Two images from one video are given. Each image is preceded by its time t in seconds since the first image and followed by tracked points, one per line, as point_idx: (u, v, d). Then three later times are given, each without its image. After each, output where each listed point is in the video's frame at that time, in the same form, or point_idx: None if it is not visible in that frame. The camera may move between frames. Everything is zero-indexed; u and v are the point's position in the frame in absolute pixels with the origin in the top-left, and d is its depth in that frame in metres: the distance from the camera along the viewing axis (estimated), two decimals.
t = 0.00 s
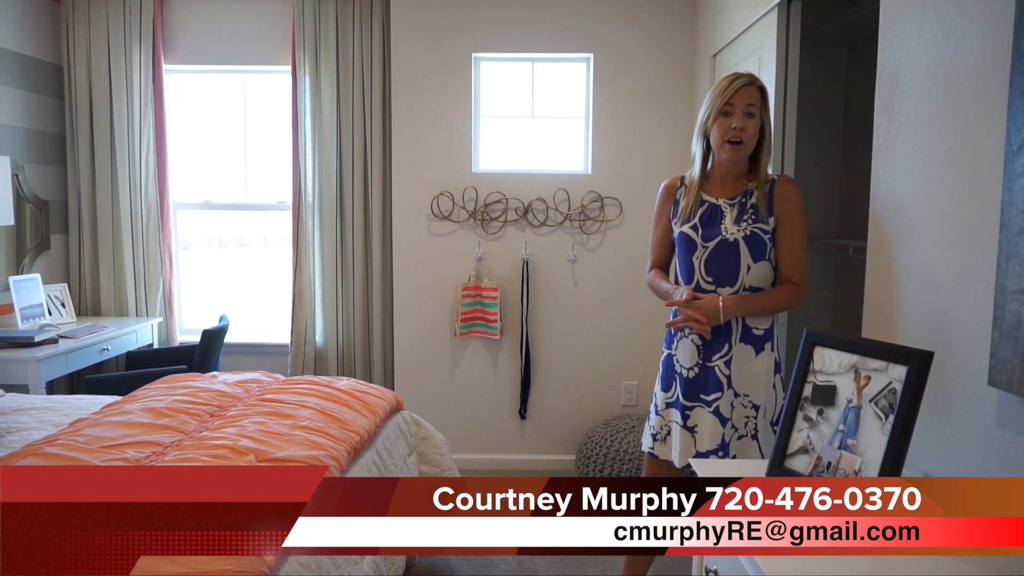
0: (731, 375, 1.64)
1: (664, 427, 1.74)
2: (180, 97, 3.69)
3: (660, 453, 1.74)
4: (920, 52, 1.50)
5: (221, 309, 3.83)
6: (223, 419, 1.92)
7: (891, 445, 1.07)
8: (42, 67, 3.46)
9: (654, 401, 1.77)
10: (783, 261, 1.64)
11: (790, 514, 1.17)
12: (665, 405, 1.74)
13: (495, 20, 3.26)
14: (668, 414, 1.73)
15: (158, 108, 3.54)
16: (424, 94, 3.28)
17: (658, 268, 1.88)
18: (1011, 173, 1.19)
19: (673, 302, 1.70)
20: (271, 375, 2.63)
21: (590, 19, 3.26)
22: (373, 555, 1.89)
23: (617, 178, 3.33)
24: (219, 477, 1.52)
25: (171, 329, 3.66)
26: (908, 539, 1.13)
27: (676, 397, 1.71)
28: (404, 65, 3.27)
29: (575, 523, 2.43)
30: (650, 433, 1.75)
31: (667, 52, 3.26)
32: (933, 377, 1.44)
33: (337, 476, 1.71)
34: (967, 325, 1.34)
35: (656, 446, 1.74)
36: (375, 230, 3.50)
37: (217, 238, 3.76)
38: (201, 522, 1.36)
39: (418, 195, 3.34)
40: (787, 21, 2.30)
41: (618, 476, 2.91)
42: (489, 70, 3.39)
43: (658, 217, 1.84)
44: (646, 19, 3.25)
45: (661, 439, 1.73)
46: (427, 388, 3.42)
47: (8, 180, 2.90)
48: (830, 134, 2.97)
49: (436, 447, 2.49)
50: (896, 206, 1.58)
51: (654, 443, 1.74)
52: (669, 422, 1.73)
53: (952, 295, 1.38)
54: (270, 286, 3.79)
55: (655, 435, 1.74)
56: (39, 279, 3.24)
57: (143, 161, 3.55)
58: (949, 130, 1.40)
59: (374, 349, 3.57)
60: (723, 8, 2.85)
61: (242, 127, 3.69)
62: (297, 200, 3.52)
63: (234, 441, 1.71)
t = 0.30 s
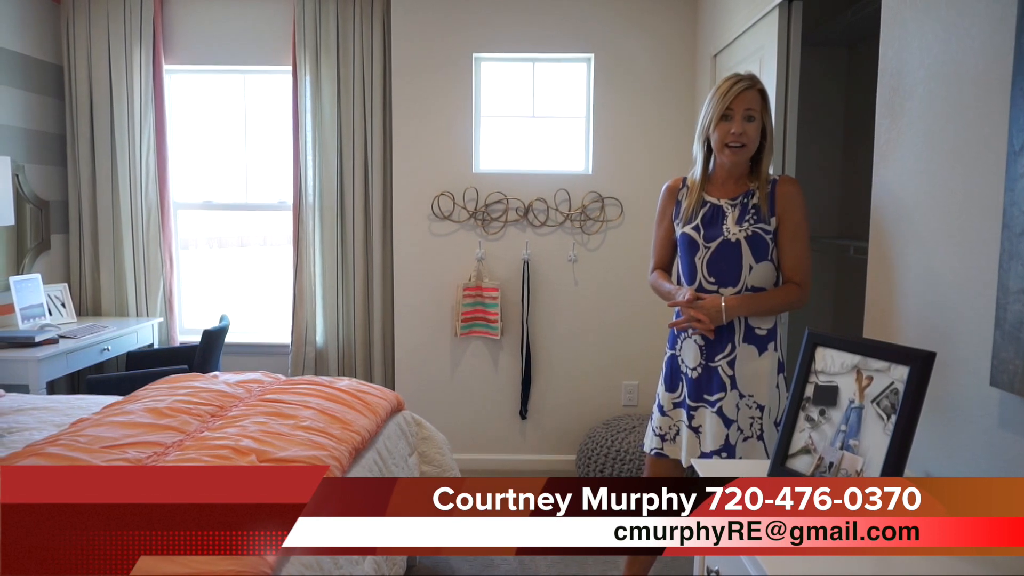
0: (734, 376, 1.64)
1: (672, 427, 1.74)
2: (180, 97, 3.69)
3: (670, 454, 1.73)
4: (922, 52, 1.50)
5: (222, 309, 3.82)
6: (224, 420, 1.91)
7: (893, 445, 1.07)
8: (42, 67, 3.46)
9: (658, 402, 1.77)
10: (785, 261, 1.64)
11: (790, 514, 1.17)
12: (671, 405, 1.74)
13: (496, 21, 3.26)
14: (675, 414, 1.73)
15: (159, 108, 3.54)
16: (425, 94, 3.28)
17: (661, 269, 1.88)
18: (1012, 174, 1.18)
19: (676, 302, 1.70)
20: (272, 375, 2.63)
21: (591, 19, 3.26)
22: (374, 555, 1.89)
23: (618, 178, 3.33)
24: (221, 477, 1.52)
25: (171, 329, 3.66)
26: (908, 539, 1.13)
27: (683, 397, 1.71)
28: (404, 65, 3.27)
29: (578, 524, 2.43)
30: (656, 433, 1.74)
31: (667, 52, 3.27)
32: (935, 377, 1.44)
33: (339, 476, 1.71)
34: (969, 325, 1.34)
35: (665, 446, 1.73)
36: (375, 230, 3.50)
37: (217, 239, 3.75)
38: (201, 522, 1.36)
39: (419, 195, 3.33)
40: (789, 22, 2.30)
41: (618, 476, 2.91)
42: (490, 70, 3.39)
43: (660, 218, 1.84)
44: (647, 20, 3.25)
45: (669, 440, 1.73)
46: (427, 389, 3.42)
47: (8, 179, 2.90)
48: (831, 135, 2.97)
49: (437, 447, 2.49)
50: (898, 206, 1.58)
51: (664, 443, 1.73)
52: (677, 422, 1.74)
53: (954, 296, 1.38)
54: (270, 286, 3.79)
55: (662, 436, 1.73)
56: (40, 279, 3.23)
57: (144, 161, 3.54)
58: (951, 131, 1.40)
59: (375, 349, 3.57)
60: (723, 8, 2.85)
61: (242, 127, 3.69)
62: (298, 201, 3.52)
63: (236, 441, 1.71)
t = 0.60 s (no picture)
0: (735, 376, 1.64)
1: (673, 426, 1.73)
2: (182, 97, 3.69)
3: (671, 453, 1.73)
4: (925, 51, 1.50)
5: (223, 309, 3.83)
6: (226, 419, 1.91)
7: (896, 446, 1.06)
8: (45, 67, 3.47)
9: (660, 401, 1.77)
10: (787, 261, 1.64)
11: (790, 515, 1.17)
12: (672, 404, 1.73)
13: (497, 20, 3.26)
14: (676, 413, 1.73)
15: (161, 108, 3.55)
16: (427, 94, 3.28)
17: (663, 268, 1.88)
18: (1015, 175, 1.18)
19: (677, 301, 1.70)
20: (274, 375, 2.63)
21: (592, 18, 3.26)
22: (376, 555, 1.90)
23: (620, 177, 3.32)
24: (224, 478, 1.52)
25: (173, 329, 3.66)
26: (908, 539, 1.13)
27: (687, 395, 1.72)
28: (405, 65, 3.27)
29: (578, 523, 2.44)
30: (658, 433, 1.73)
31: (669, 52, 3.26)
32: (938, 377, 1.44)
33: (341, 475, 1.71)
34: (972, 325, 1.34)
35: (667, 445, 1.73)
36: (378, 230, 3.50)
37: (218, 238, 3.76)
38: (202, 522, 1.36)
39: (420, 196, 3.33)
40: (791, 22, 2.30)
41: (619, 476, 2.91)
42: (492, 70, 3.39)
43: (662, 218, 1.84)
44: (649, 19, 3.25)
45: (671, 438, 1.73)
46: (429, 389, 3.42)
47: (10, 179, 2.89)
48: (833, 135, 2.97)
49: (439, 447, 2.49)
50: (901, 206, 1.58)
51: (665, 441, 1.73)
52: (679, 421, 1.73)
53: (957, 296, 1.38)
54: (272, 286, 3.79)
55: (663, 435, 1.73)
56: (41, 278, 3.23)
57: (146, 161, 3.54)
58: (954, 130, 1.40)
59: (377, 349, 3.57)
60: (726, 8, 2.85)
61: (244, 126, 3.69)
62: (300, 201, 3.52)
63: (239, 441, 1.70)
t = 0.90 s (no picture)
0: (737, 375, 1.64)
1: (673, 427, 1.72)
2: (183, 97, 3.68)
3: (672, 453, 1.72)
4: (927, 50, 1.49)
5: (224, 309, 3.82)
6: (227, 419, 1.91)
7: (899, 446, 1.06)
8: (46, 66, 3.47)
9: (660, 403, 1.76)
10: (788, 261, 1.64)
11: (790, 515, 1.17)
12: (673, 404, 1.73)
13: (498, 19, 3.26)
14: (676, 413, 1.72)
15: (162, 107, 3.55)
16: (428, 93, 3.28)
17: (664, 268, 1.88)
18: (1017, 174, 1.18)
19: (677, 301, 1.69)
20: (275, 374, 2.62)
21: (593, 18, 3.25)
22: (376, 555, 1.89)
23: (621, 177, 3.32)
24: (225, 478, 1.52)
25: (174, 328, 3.66)
26: (908, 540, 1.12)
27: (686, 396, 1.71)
28: (405, 65, 3.26)
29: (577, 524, 2.44)
30: (658, 434, 1.73)
31: (671, 51, 3.26)
32: (940, 377, 1.43)
33: (342, 475, 1.70)
34: (974, 325, 1.34)
35: (667, 446, 1.73)
36: (379, 230, 3.49)
37: (218, 238, 3.75)
38: (202, 522, 1.35)
39: (421, 195, 3.33)
40: (793, 21, 2.30)
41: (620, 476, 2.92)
42: (493, 69, 3.39)
43: (663, 218, 1.83)
44: (651, 19, 3.25)
45: (671, 438, 1.72)
46: (430, 389, 3.41)
47: (10, 178, 2.89)
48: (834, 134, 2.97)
49: (440, 447, 2.49)
50: (903, 205, 1.58)
51: (666, 441, 1.72)
52: (680, 421, 1.72)
53: (959, 295, 1.38)
54: (272, 286, 3.78)
55: (663, 435, 1.72)
56: (42, 278, 3.23)
57: (146, 160, 3.54)
58: (957, 128, 1.39)
59: (377, 348, 3.57)
60: (727, 7, 2.85)
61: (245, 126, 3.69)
62: (300, 200, 3.51)
63: (240, 441, 1.70)
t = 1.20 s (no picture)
0: (738, 375, 1.64)
1: (673, 427, 1.72)
2: (183, 96, 3.68)
3: (672, 453, 1.72)
4: (928, 49, 1.49)
5: (225, 309, 3.83)
6: (228, 419, 1.91)
7: (899, 445, 1.06)
8: (46, 66, 3.47)
9: (660, 403, 1.76)
10: (788, 260, 1.64)
11: (790, 515, 1.17)
12: (673, 405, 1.73)
13: (499, 19, 3.26)
14: (677, 413, 1.72)
15: (162, 107, 3.55)
16: (428, 93, 3.28)
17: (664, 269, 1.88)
18: (1018, 174, 1.18)
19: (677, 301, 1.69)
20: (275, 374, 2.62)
21: (594, 17, 3.25)
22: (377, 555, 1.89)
23: (622, 177, 3.32)
24: (224, 478, 1.52)
25: (174, 328, 3.67)
26: (908, 540, 1.12)
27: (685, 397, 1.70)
28: (405, 64, 3.27)
29: (578, 524, 2.44)
30: (659, 434, 1.73)
31: (671, 51, 3.26)
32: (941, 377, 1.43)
33: (343, 475, 1.70)
34: (975, 325, 1.34)
35: (667, 446, 1.72)
36: (379, 230, 3.49)
37: (219, 238, 3.76)
38: (202, 522, 1.35)
39: (421, 195, 3.33)
40: (794, 21, 2.30)
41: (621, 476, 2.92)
42: (493, 69, 3.39)
43: (663, 218, 1.83)
44: (651, 18, 3.24)
45: (672, 438, 1.72)
46: (430, 388, 3.42)
47: (11, 178, 2.89)
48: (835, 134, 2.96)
49: (441, 447, 2.49)
50: (904, 205, 1.58)
51: (666, 441, 1.72)
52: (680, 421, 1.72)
53: (960, 295, 1.38)
54: (273, 286, 3.79)
55: (664, 436, 1.72)
56: (43, 278, 3.23)
57: (147, 160, 3.54)
58: (958, 127, 1.39)
59: (378, 348, 3.57)
60: (728, 6, 2.84)
61: (246, 126, 3.69)
62: (301, 200, 3.52)
63: (240, 441, 1.70)
